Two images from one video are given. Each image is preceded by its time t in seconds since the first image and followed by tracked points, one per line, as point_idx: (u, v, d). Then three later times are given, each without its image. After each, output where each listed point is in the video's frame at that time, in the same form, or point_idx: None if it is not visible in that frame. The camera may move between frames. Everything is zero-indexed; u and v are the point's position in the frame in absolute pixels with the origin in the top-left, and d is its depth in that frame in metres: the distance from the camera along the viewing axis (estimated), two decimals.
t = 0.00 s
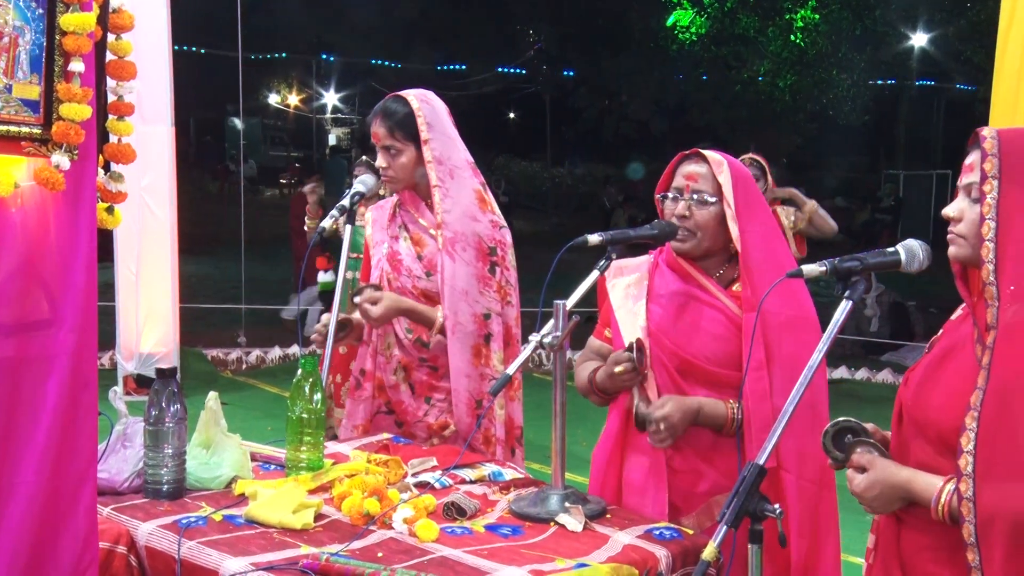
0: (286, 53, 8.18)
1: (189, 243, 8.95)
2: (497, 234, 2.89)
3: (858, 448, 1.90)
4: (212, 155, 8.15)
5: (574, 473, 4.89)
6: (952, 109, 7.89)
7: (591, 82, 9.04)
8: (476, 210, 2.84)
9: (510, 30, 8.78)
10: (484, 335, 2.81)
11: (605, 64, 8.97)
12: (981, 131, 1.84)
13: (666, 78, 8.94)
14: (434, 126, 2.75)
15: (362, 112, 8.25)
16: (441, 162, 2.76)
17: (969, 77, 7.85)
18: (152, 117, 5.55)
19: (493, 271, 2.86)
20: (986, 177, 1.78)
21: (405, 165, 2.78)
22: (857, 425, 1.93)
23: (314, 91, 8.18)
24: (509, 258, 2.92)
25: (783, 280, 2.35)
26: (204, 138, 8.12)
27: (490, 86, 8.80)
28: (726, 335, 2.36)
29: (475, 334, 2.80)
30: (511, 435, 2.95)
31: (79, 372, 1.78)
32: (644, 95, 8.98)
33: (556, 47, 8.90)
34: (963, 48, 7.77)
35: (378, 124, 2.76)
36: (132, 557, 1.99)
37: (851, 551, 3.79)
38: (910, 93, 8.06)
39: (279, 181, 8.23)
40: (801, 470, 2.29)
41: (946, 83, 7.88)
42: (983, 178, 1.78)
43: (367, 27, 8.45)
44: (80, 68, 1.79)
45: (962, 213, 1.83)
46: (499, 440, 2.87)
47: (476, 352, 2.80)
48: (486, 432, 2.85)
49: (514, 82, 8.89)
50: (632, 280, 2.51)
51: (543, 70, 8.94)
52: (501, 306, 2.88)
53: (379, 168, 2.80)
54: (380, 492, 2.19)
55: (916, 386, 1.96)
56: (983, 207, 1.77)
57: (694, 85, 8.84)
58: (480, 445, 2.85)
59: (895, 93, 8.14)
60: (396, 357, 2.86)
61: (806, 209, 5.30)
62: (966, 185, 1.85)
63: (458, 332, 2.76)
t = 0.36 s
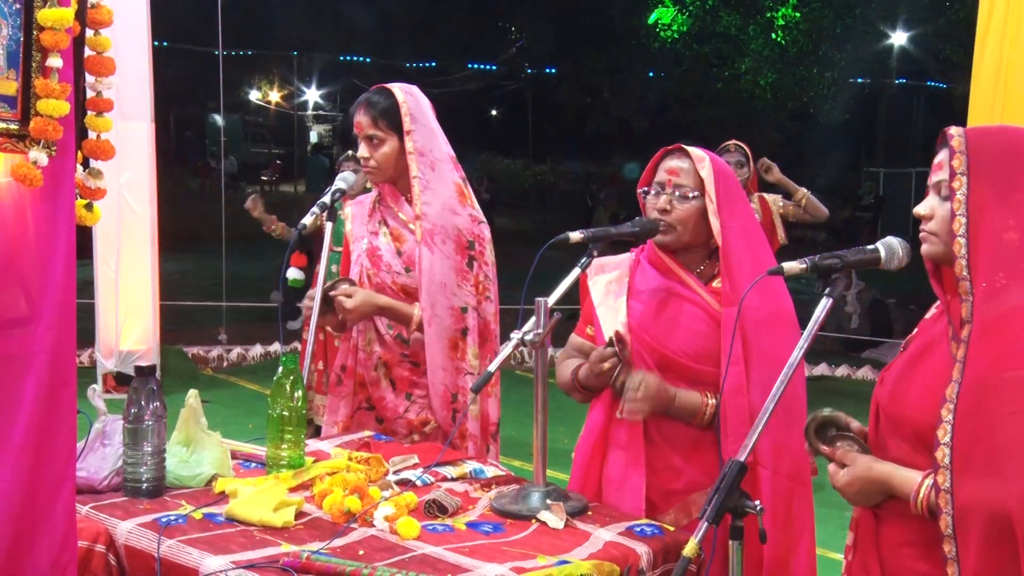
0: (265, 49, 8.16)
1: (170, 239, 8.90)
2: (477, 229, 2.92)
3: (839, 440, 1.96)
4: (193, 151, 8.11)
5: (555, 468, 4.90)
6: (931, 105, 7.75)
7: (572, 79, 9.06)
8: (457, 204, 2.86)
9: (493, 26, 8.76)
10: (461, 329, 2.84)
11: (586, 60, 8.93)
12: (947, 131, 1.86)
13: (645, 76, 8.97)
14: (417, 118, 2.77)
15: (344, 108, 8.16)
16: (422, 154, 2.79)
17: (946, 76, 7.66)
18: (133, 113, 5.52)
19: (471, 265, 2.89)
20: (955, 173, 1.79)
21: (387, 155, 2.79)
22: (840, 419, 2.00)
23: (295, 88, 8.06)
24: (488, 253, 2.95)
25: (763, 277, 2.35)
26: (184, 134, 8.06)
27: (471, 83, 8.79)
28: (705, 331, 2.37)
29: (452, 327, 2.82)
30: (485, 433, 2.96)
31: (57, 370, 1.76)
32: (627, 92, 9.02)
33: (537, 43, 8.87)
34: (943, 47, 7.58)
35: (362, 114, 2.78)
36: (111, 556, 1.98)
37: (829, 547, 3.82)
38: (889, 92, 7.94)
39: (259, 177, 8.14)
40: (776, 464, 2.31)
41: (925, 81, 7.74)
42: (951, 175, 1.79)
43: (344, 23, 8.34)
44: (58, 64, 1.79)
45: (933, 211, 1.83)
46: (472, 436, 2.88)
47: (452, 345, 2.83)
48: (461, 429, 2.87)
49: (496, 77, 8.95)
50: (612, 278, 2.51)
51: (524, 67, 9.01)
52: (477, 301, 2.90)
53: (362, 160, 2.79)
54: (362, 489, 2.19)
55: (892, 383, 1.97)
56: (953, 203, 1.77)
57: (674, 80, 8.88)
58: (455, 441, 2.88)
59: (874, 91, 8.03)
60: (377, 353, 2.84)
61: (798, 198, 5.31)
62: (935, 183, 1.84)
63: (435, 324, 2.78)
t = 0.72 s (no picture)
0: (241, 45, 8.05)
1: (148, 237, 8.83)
2: (459, 228, 2.92)
3: (816, 444, 1.96)
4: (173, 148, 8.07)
5: (535, 466, 4.90)
6: (910, 102, 7.86)
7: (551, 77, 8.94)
8: (439, 202, 2.86)
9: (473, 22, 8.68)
10: (444, 327, 2.83)
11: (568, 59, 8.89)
12: (914, 133, 1.89)
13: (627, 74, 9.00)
14: (400, 117, 2.77)
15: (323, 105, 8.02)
16: (405, 153, 2.78)
17: (923, 74, 7.75)
18: (111, 110, 5.48)
19: (454, 263, 2.89)
20: (921, 176, 1.82)
21: (370, 153, 2.78)
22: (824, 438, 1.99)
23: (275, 85, 8.00)
24: (470, 251, 2.95)
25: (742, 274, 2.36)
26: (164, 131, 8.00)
27: (453, 80, 8.68)
28: (687, 328, 2.37)
29: (435, 325, 2.82)
30: (470, 431, 2.96)
31: (34, 368, 1.75)
32: (608, 90, 9.03)
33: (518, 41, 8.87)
34: (920, 45, 7.65)
35: (344, 112, 2.76)
36: (90, 555, 1.97)
37: (808, 543, 3.84)
38: (867, 91, 8.00)
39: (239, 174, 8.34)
40: (752, 460, 2.33)
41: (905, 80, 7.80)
42: (918, 178, 1.82)
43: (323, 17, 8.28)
44: (35, 60, 1.78)
45: (906, 217, 1.86)
46: (455, 434, 2.88)
47: (435, 343, 2.82)
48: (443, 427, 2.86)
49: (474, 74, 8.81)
50: (592, 275, 2.53)
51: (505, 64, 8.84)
52: (460, 299, 2.90)
53: (344, 158, 2.78)
54: (342, 487, 2.18)
55: (872, 380, 1.97)
56: (923, 204, 1.80)
57: (653, 77, 8.94)
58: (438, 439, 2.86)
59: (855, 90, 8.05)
60: (357, 352, 2.83)
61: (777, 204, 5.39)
62: (905, 188, 1.88)
63: (419, 322, 2.78)
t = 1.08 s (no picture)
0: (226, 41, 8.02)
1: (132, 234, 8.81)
2: (441, 224, 2.91)
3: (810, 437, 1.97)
4: (160, 145, 8.11)
5: (521, 463, 4.92)
6: (895, 103, 7.68)
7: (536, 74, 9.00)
8: (422, 198, 2.86)
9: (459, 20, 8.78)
10: (427, 322, 2.83)
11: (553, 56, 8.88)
12: (884, 135, 1.91)
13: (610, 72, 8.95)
14: (388, 114, 2.77)
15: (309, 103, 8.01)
16: (389, 148, 2.78)
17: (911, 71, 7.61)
18: (93, 106, 5.47)
19: (436, 259, 2.88)
20: (894, 176, 1.84)
21: (355, 147, 2.77)
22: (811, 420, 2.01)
23: (259, 81, 7.97)
24: (452, 247, 2.95)
25: (723, 268, 2.36)
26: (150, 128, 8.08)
27: (437, 78, 8.85)
28: (670, 323, 2.37)
29: (418, 320, 2.81)
30: (452, 426, 2.97)
31: (18, 366, 1.74)
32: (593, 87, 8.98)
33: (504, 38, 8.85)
34: (905, 44, 7.57)
35: (332, 103, 2.76)
36: (73, 553, 1.96)
37: (794, 538, 3.86)
38: (852, 88, 7.89)
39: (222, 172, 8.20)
40: (735, 454, 2.34)
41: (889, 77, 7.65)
42: (891, 178, 1.84)
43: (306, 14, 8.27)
44: (16, 55, 1.77)
45: (883, 221, 1.87)
46: (436, 430, 2.86)
47: (417, 338, 2.82)
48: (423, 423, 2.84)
49: (459, 72, 8.98)
50: (578, 270, 2.54)
51: (490, 61, 8.94)
52: (442, 296, 2.90)
53: (329, 151, 2.78)
54: (328, 484, 2.17)
55: (858, 377, 1.98)
56: (897, 205, 1.82)
57: (638, 73, 8.85)
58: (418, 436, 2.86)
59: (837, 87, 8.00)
60: (341, 349, 2.83)
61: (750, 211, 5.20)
62: (879, 194, 1.88)
63: (402, 316, 2.78)
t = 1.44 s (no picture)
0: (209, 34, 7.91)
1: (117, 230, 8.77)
2: (425, 219, 2.92)
3: (788, 430, 1.96)
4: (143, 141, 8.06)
5: (507, 458, 4.92)
6: (878, 99, 7.65)
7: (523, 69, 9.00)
8: (405, 192, 2.87)
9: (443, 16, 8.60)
10: (413, 317, 2.84)
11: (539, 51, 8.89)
12: (865, 134, 1.92)
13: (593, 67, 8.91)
14: (371, 110, 2.77)
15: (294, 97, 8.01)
16: (373, 143, 2.78)
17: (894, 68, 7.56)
18: (76, 102, 5.43)
19: (421, 253, 2.89)
20: (877, 174, 1.85)
21: (339, 141, 2.76)
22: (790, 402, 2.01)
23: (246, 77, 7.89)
24: (437, 242, 2.95)
25: (712, 264, 2.35)
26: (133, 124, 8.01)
27: (425, 72, 8.78)
28: (657, 319, 2.38)
29: (404, 315, 2.82)
30: (437, 421, 2.96)
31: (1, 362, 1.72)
32: (579, 85, 8.96)
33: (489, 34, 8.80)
34: (888, 40, 7.56)
35: (315, 99, 2.75)
36: (57, 550, 1.95)
37: (780, 532, 3.88)
38: (836, 85, 7.90)
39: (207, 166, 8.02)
40: (721, 449, 2.35)
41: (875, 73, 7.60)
42: (874, 175, 1.85)
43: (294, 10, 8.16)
44: None
45: (868, 220, 1.87)
46: (424, 424, 2.88)
47: (404, 334, 2.82)
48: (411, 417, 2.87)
49: (447, 68, 8.88)
50: (565, 265, 2.52)
51: (478, 57, 8.90)
52: (427, 292, 2.90)
53: (311, 146, 2.77)
54: (314, 481, 2.16)
55: (843, 371, 1.98)
56: (879, 203, 1.84)
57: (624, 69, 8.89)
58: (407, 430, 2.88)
59: (820, 83, 8.03)
60: (327, 346, 2.83)
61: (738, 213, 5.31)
62: (862, 193, 1.89)
63: (389, 313, 2.78)
